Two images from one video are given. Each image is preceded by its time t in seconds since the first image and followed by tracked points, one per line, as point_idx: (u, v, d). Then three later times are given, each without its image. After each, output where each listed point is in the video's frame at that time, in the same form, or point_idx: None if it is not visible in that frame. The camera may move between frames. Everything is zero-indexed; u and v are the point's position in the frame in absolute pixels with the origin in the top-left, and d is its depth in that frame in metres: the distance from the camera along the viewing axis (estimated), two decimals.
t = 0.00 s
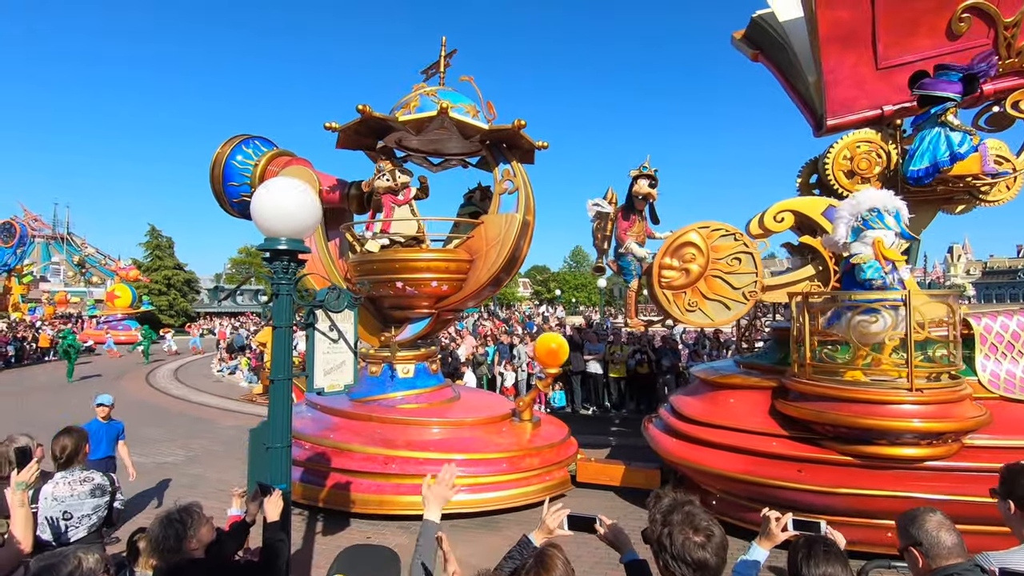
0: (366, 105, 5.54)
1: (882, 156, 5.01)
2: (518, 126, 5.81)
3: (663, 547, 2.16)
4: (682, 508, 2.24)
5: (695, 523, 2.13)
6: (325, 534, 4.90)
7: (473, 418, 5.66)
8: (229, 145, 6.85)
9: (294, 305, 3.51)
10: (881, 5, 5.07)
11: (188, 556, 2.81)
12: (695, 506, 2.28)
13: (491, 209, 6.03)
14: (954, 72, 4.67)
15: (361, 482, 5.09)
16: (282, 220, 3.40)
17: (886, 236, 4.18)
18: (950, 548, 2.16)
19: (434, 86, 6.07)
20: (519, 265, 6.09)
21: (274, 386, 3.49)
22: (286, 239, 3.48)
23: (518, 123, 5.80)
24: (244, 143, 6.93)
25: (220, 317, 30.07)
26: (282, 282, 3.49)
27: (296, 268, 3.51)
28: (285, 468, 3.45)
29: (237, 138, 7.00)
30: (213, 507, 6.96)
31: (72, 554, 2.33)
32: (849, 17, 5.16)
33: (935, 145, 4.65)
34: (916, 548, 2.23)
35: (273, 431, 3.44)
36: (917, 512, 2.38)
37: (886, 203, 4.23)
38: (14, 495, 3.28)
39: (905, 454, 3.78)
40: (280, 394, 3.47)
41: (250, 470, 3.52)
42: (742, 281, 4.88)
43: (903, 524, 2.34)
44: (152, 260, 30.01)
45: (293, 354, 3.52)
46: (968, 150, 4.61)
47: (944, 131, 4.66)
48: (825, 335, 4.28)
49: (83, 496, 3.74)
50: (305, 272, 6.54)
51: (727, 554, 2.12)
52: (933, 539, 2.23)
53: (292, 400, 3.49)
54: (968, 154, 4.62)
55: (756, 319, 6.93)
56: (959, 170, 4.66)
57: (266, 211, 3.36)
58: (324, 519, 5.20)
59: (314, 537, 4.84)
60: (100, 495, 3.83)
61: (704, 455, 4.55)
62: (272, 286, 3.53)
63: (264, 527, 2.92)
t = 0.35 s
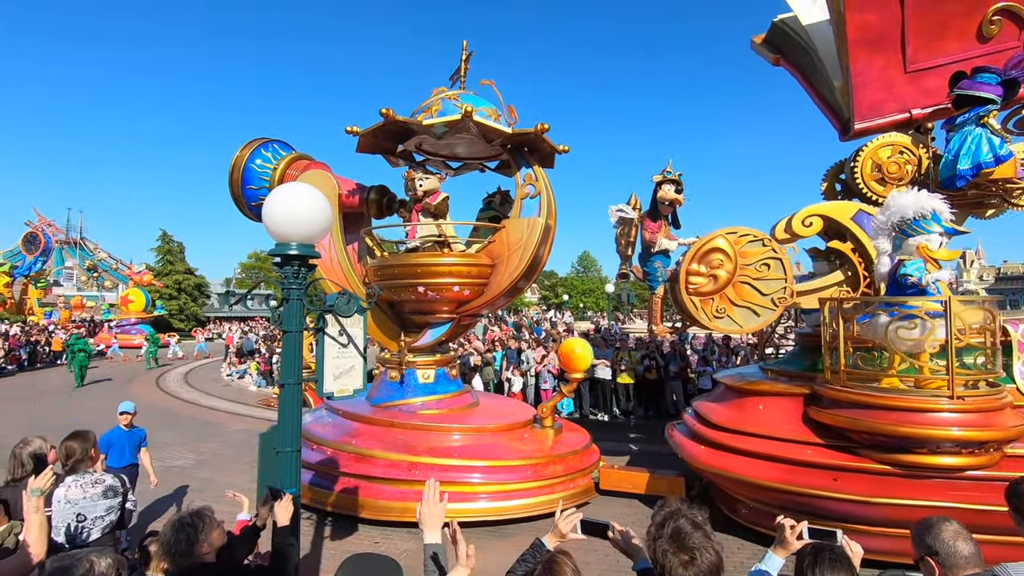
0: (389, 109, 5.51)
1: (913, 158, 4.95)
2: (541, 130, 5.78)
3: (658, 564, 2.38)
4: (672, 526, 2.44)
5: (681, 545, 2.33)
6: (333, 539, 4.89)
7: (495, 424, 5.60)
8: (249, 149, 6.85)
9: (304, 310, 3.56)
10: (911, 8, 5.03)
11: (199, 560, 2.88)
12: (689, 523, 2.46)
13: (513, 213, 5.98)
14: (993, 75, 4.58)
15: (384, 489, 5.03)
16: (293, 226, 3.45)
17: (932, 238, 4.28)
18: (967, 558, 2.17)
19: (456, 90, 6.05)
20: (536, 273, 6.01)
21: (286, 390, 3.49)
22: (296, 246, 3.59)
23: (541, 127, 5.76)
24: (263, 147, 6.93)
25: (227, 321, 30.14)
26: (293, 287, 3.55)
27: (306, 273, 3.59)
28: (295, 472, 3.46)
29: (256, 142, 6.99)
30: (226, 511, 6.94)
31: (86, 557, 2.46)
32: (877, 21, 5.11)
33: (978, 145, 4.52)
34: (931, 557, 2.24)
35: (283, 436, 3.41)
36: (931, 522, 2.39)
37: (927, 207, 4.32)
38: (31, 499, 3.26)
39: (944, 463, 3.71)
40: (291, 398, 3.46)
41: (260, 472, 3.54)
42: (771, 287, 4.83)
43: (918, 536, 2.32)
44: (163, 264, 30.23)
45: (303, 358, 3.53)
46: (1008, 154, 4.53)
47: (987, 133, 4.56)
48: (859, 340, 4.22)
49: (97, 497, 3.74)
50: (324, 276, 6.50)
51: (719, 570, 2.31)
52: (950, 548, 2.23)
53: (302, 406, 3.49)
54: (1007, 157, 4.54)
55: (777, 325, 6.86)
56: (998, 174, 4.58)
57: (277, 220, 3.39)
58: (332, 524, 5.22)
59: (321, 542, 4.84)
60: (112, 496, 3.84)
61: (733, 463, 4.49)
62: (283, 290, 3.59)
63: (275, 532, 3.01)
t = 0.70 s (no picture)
0: (412, 109, 5.48)
1: (942, 159, 4.93)
2: (563, 131, 5.74)
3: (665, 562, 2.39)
4: (681, 530, 2.42)
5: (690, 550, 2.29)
6: (341, 540, 4.88)
7: (516, 427, 5.54)
8: (267, 149, 6.77)
9: (313, 312, 3.70)
10: (941, 8, 4.96)
11: (209, 560, 2.89)
12: (702, 526, 2.42)
13: (534, 215, 5.92)
14: None
15: (406, 493, 4.96)
16: (304, 227, 3.56)
17: (959, 241, 4.26)
18: (981, 565, 2.10)
19: (478, 90, 6.02)
20: (553, 280, 5.96)
21: (296, 391, 3.57)
22: (309, 248, 3.65)
23: (563, 128, 5.72)
24: (281, 147, 6.85)
25: (233, 323, 30.19)
26: (304, 288, 3.66)
27: (316, 275, 3.71)
28: (303, 473, 3.55)
29: (273, 142, 6.95)
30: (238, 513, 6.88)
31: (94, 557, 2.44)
32: (907, 21, 5.05)
33: (1011, 147, 4.43)
34: (944, 563, 2.19)
35: (293, 438, 3.50)
36: (949, 530, 2.34)
37: (956, 208, 4.21)
38: (42, 500, 3.26)
39: (984, 469, 3.63)
40: (300, 400, 3.55)
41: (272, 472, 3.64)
42: (799, 291, 4.77)
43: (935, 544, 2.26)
44: (172, 266, 30.34)
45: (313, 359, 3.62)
46: None
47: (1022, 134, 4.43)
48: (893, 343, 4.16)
49: (105, 497, 3.78)
50: (342, 277, 6.45)
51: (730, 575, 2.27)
52: (964, 554, 2.15)
53: (311, 406, 3.58)
54: None
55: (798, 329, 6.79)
56: None
57: (287, 220, 3.49)
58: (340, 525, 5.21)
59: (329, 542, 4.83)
60: (121, 496, 3.88)
61: (764, 469, 4.41)
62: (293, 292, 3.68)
63: (285, 533, 2.97)
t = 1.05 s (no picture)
0: (433, 109, 5.44)
1: (971, 160, 4.87)
2: (585, 131, 5.69)
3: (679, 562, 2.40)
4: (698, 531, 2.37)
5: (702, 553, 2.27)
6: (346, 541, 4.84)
7: (537, 430, 5.48)
8: (283, 150, 6.67)
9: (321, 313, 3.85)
10: (971, 8, 4.89)
11: (216, 560, 2.89)
12: (719, 527, 2.40)
13: (555, 216, 5.86)
14: None
15: (428, 497, 4.91)
16: (311, 228, 3.67)
17: (971, 240, 4.23)
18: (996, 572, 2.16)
19: (499, 90, 5.98)
20: (569, 284, 5.88)
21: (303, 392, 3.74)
22: (316, 250, 3.73)
23: (585, 129, 5.67)
24: (298, 147, 6.77)
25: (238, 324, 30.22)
26: (312, 289, 3.81)
27: (323, 276, 3.86)
28: (310, 473, 3.68)
29: (289, 143, 6.88)
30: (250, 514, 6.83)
31: (104, 556, 2.50)
32: (935, 22, 4.97)
33: None
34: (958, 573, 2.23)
35: (300, 438, 3.65)
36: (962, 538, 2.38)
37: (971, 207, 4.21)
38: (52, 501, 3.26)
39: None
40: (307, 400, 3.72)
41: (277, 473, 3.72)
42: (828, 295, 4.69)
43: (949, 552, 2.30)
44: (181, 268, 30.50)
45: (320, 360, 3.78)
46: None
47: None
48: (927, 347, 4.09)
49: (113, 499, 3.78)
50: (359, 279, 6.41)
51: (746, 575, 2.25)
52: (978, 562, 2.21)
53: (317, 409, 3.73)
54: None
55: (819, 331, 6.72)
56: None
57: (295, 221, 3.62)
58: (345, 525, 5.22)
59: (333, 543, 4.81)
60: (129, 498, 3.89)
61: (797, 475, 4.34)
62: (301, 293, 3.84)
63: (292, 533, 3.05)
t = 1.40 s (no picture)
0: (453, 106, 5.39)
1: (1002, 158, 4.79)
2: (607, 129, 5.63)
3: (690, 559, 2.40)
4: (708, 532, 2.38)
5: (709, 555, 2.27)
6: (352, 539, 4.90)
7: (559, 431, 5.43)
8: (299, 146, 6.56)
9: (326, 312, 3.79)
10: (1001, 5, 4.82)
11: (224, 558, 2.87)
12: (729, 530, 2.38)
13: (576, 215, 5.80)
14: None
15: (449, 498, 4.87)
16: (317, 228, 3.67)
17: (989, 247, 4.35)
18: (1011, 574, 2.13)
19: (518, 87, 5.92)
20: (581, 290, 5.77)
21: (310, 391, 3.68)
22: (322, 248, 3.71)
23: (607, 126, 5.61)
24: (314, 144, 6.68)
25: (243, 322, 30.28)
26: (318, 288, 3.75)
27: (329, 275, 3.79)
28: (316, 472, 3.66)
29: (305, 140, 6.78)
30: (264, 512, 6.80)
31: (114, 552, 2.61)
32: (965, 19, 4.86)
33: None
34: None
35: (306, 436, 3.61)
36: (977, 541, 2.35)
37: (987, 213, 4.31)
38: (64, 508, 3.35)
39: None
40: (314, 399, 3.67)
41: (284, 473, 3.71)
42: (856, 296, 4.63)
43: (964, 555, 2.28)
44: (188, 266, 30.59)
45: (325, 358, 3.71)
46: None
47: None
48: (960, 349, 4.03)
49: (120, 496, 3.77)
50: (376, 278, 6.37)
51: None
52: (994, 564, 2.18)
53: (324, 409, 3.70)
54: None
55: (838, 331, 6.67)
56: None
57: (301, 220, 3.65)
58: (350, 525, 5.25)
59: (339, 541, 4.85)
60: (135, 497, 3.86)
61: (828, 479, 4.29)
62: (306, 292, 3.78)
63: (298, 531, 3.01)
